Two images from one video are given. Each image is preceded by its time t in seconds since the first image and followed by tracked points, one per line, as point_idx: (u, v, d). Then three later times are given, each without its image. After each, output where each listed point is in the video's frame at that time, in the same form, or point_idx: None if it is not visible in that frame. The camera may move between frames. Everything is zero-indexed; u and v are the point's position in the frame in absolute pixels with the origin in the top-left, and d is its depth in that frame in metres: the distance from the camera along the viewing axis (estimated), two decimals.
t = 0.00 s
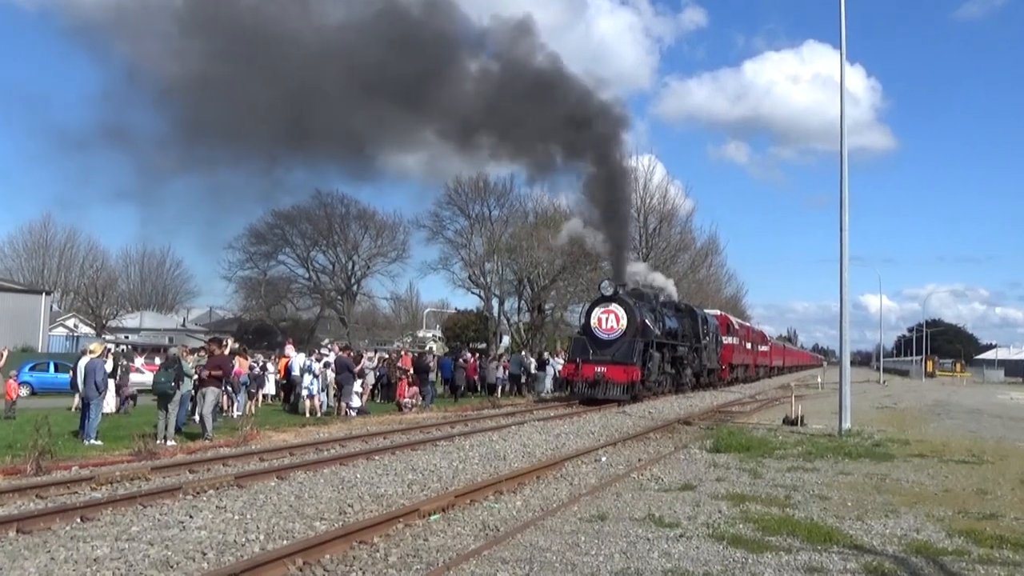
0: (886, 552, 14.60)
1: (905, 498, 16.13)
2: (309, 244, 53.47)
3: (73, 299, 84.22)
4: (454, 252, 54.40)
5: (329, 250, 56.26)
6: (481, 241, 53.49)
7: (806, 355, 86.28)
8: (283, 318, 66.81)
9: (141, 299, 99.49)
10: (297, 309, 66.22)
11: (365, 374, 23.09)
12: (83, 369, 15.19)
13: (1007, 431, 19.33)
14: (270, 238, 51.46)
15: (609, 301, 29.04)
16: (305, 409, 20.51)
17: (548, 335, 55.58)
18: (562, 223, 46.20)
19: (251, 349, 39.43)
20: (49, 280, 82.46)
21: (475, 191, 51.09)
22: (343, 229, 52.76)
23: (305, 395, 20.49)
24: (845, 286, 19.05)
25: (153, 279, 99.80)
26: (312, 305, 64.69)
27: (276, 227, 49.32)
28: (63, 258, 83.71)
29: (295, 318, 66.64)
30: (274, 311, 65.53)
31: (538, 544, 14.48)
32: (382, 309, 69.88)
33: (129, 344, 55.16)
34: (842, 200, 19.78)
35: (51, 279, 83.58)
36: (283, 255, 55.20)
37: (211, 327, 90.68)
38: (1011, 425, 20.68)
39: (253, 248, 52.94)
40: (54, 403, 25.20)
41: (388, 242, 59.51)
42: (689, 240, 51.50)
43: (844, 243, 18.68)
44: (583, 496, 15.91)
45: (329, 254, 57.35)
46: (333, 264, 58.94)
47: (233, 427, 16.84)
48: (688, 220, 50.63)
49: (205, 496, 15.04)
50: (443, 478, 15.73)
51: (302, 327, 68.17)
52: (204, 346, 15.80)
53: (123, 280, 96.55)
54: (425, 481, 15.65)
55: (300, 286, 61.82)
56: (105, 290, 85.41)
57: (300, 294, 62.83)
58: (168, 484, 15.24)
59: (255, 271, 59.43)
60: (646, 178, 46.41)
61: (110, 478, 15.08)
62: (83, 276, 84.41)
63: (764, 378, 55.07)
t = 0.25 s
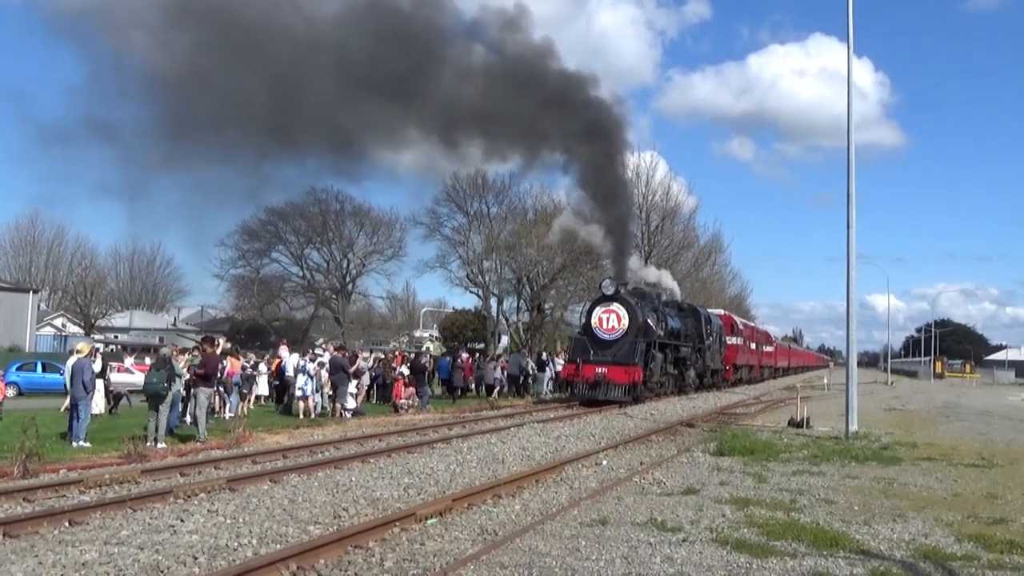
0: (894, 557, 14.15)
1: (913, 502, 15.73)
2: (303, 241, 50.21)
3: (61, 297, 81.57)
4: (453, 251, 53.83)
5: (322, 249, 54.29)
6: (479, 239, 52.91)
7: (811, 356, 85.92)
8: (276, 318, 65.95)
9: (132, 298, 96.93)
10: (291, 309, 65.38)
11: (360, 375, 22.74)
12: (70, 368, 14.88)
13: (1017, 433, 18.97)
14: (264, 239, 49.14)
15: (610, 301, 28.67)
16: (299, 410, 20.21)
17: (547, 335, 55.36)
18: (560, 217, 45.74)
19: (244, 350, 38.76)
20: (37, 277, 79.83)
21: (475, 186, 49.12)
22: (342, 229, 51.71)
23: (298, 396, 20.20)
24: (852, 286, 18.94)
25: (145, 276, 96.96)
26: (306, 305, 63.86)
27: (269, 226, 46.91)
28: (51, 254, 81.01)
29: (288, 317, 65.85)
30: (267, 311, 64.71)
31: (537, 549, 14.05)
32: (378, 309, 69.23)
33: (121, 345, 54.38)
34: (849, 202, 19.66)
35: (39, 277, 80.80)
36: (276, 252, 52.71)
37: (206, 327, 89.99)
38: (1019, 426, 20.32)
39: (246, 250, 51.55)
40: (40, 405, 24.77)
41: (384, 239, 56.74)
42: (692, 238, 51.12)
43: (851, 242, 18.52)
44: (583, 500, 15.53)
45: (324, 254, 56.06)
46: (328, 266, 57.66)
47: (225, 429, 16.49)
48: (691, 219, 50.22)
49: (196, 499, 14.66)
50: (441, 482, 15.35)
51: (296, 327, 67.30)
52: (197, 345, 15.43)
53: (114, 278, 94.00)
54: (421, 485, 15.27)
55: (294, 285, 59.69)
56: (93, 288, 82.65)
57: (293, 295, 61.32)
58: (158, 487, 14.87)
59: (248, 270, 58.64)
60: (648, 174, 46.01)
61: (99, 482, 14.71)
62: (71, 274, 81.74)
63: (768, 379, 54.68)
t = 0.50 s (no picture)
0: (902, 563, 13.67)
1: (921, 506, 15.30)
2: (297, 237, 48.95)
3: (48, 294, 78.70)
4: (451, 248, 53.27)
5: (316, 245, 53.00)
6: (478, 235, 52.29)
7: (817, 356, 85.53)
8: (269, 315, 64.94)
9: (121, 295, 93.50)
10: (284, 307, 64.46)
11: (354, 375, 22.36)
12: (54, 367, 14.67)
13: None
14: (256, 235, 48.01)
15: (612, 298, 28.23)
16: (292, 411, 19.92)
17: (548, 333, 55.09)
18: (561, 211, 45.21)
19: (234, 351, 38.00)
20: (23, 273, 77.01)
21: (473, 180, 47.86)
22: (342, 229, 50.51)
23: (292, 397, 19.91)
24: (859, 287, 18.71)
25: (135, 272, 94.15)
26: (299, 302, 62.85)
27: (262, 220, 45.85)
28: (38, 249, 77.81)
29: (281, 315, 64.96)
30: (259, 308, 63.75)
31: (536, 554, 13.61)
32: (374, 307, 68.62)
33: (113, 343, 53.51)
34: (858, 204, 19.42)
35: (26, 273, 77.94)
36: (270, 248, 51.58)
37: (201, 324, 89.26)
38: None
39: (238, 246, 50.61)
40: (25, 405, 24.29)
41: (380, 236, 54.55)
42: (696, 235, 50.72)
43: (858, 241, 18.19)
44: (584, 503, 15.11)
45: (319, 252, 54.86)
46: (321, 264, 56.68)
47: (216, 431, 16.11)
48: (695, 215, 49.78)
49: (187, 502, 14.25)
50: (437, 484, 14.94)
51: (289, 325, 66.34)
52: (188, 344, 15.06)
53: (102, 274, 90.70)
54: (417, 488, 14.86)
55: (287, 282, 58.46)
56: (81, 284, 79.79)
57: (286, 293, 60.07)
58: (147, 489, 14.46)
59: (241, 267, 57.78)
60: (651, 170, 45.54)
61: (87, 483, 14.28)
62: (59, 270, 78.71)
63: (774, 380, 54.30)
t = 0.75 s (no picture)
0: (912, 569, 13.25)
1: (930, 510, 14.93)
2: (290, 236, 47.98)
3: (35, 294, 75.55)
4: (448, 247, 52.79)
5: (309, 245, 51.98)
6: (475, 234, 51.76)
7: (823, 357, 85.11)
8: (261, 316, 64.01)
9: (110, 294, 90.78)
10: (276, 308, 63.62)
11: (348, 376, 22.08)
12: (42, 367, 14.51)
13: None
14: (248, 233, 47.12)
15: (613, 298, 27.87)
16: (286, 414, 19.65)
17: (547, 334, 54.75)
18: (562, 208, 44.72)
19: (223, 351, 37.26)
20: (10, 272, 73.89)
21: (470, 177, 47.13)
22: (337, 229, 49.67)
23: (286, 399, 19.66)
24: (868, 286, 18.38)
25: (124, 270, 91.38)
26: (292, 303, 61.93)
27: (253, 218, 44.99)
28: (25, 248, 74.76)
29: (274, 315, 64.10)
30: (251, 309, 62.87)
31: (536, 560, 13.21)
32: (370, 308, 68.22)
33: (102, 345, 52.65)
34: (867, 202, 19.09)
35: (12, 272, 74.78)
36: (261, 247, 50.72)
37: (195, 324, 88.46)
38: None
39: (229, 244, 49.84)
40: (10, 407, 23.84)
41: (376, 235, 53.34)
42: (699, 233, 50.33)
43: (865, 238, 17.85)
44: (584, 508, 14.74)
45: (312, 251, 54.01)
46: (315, 263, 55.96)
47: (208, 434, 15.76)
48: (697, 213, 49.42)
49: (178, 507, 13.87)
50: (435, 489, 14.57)
51: (281, 326, 65.48)
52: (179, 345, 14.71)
53: (90, 274, 88.00)
54: (414, 493, 14.49)
55: (280, 282, 57.60)
56: (68, 284, 76.75)
57: (279, 293, 59.24)
58: (136, 494, 14.08)
59: (233, 266, 57.01)
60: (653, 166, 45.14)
61: (75, 488, 13.88)
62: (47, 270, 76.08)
63: (778, 381, 53.95)
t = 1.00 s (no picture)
0: (923, 574, 12.82)
1: (941, 515, 14.52)
2: (283, 234, 47.31)
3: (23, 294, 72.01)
4: (446, 245, 52.35)
5: (303, 242, 51.24)
6: (474, 232, 51.27)
7: (829, 356, 84.64)
8: (254, 317, 63.25)
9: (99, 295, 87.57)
10: (270, 308, 62.89)
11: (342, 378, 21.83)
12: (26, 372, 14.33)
13: None
14: (241, 232, 46.40)
15: (615, 298, 27.50)
16: (280, 416, 19.44)
17: (547, 334, 54.31)
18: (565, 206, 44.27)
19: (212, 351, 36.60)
20: None
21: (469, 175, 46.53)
22: (332, 228, 49.04)
23: (281, 400, 19.45)
24: (877, 287, 18.06)
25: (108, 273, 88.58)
26: (286, 303, 61.21)
27: (246, 217, 44.56)
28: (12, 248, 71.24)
29: (268, 316, 63.42)
30: (245, 309, 62.12)
31: (536, 566, 12.79)
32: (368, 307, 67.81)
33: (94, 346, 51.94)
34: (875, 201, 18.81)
35: None
36: (255, 245, 50.04)
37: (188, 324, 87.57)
38: None
39: (222, 242, 49.38)
40: None
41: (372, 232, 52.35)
42: (703, 230, 49.93)
43: (872, 235, 17.49)
44: (586, 513, 14.35)
45: (306, 249, 53.33)
46: (310, 262, 55.31)
47: (200, 438, 15.43)
48: (701, 210, 49.05)
49: (169, 512, 13.49)
50: (433, 493, 14.20)
51: (275, 326, 64.72)
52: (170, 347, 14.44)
53: (79, 273, 84.97)
54: (411, 497, 14.11)
55: (274, 282, 56.91)
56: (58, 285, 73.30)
57: (273, 292, 58.57)
58: (127, 499, 13.70)
59: (227, 266, 56.34)
60: (656, 162, 44.75)
61: (64, 493, 13.50)
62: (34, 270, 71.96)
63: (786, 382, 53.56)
